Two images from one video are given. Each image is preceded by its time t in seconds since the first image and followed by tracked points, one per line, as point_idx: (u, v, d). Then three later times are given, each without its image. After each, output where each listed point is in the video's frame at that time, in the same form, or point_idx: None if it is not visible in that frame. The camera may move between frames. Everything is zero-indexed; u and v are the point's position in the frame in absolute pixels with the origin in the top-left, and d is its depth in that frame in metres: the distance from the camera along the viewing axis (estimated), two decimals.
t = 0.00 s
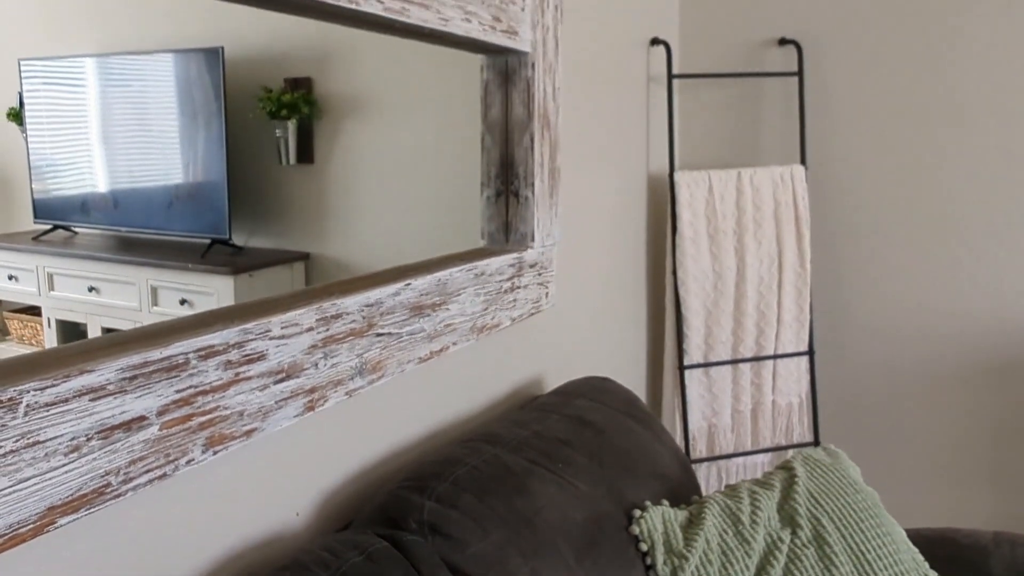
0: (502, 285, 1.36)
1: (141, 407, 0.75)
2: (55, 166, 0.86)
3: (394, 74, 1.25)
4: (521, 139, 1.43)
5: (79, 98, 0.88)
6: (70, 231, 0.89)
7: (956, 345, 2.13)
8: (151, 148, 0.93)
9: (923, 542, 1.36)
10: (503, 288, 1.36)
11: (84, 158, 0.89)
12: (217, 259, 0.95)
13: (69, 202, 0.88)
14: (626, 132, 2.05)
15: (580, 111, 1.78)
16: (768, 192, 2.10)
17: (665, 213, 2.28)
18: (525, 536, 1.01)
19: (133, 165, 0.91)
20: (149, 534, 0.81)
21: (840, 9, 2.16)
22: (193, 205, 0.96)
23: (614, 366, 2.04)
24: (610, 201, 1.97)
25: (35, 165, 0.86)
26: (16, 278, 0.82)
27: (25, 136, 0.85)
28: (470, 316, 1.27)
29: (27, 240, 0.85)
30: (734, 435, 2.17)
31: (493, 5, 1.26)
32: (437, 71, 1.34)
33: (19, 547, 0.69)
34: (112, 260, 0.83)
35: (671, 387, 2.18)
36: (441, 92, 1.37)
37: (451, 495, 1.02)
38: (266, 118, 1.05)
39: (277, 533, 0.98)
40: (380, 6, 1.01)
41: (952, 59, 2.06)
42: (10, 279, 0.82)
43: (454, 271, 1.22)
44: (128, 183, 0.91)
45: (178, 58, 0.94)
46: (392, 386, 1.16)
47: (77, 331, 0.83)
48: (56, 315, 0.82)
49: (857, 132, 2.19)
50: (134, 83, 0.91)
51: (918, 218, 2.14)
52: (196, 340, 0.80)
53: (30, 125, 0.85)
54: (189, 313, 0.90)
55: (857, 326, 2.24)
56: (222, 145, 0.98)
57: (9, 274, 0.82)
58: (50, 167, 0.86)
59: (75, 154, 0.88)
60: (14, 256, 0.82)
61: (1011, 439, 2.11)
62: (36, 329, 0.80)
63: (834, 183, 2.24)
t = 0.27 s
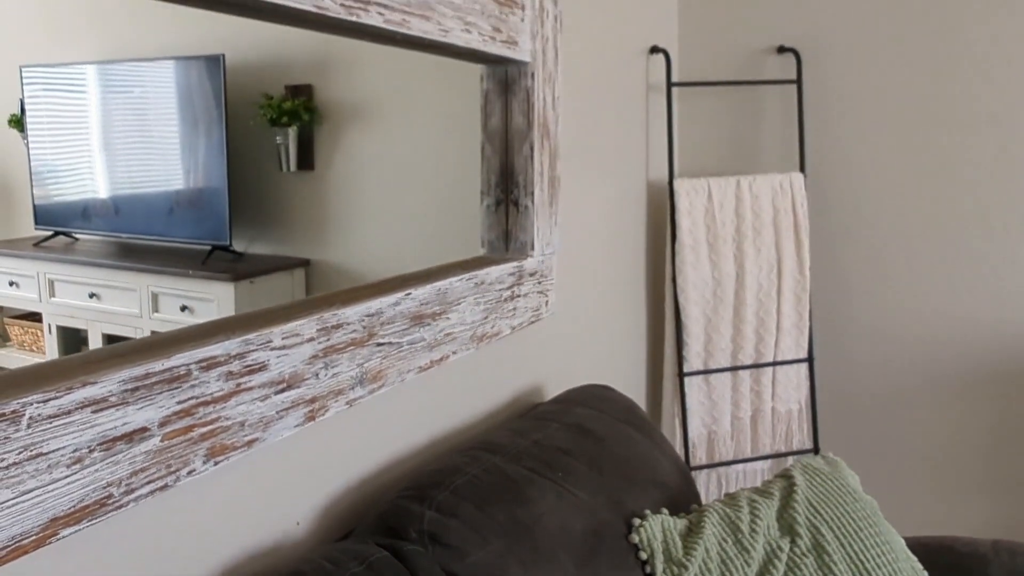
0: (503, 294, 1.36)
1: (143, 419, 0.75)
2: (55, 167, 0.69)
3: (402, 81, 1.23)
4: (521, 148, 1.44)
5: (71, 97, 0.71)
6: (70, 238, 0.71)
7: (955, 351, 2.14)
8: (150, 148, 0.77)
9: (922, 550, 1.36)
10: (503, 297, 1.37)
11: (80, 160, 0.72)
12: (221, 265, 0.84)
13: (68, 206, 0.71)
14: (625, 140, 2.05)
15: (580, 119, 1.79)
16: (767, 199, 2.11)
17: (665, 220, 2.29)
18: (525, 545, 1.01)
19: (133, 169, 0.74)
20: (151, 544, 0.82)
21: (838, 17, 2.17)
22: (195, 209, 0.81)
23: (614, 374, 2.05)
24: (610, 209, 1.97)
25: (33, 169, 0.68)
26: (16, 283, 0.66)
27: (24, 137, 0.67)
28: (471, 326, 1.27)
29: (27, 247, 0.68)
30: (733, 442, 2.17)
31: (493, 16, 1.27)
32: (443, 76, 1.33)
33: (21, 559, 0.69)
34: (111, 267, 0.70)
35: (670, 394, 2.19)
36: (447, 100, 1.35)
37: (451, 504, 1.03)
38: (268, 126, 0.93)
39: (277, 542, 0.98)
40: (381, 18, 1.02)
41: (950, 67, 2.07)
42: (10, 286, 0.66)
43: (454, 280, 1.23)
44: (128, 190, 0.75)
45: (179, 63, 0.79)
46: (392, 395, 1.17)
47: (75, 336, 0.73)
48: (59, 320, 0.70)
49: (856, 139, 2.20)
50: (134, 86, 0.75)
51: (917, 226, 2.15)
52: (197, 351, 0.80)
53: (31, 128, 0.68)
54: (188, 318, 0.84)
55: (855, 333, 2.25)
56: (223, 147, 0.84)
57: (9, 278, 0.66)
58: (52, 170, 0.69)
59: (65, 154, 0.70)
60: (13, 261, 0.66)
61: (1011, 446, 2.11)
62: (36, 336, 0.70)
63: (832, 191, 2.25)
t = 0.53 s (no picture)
0: (503, 303, 1.37)
1: (145, 430, 0.76)
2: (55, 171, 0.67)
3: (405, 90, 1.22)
4: (522, 158, 1.44)
5: (74, 100, 0.68)
6: (71, 244, 0.69)
7: (955, 359, 2.14)
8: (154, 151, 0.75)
9: (923, 560, 1.36)
10: (503, 306, 1.37)
11: (81, 165, 0.69)
12: (222, 272, 0.83)
13: (68, 212, 0.69)
14: (626, 149, 2.06)
15: (581, 128, 1.79)
16: (767, 208, 2.11)
17: (665, 229, 2.30)
18: (525, 555, 1.01)
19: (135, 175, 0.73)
20: (153, 555, 0.82)
21: (838, 27, 2.18)
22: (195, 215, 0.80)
23: (614, 382, 2.05)
24: (610, 218, 1.98)
25: (33, 175, 0.66)
26: (18, 291, 0.66)
27: (25, 145, 0.65)
28: (471, 335, 1.28)
29: (28, 255, 0.66)
30: (734, 450, 2.17)
31: (494, 26, 1.28)
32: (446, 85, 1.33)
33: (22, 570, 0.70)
34: (113, 273, 0.70)
35: (671, 402, 2.19)
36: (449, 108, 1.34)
37: (452, 514, 1.03)
38: (270, 134, 0.90)
39: (278, 552, 0.98)
40: (383, 29, 1.02)
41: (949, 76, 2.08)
42: (11, 293, 0.65)
43: (455, 290, 1.23)
44: (129, 196, 0.73)
45: (180, 68, 0.78)
46: (393, 405, 1.17)
47: (75, 342, 0.72)
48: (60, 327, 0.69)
49: (856, 148, 2.20)
50: (135, 89, 0.72)
51: (916, 234, 2.15)
52: (199, 363, 0.81)
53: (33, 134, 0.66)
54: (189, 326, 0.82)
55: (855, 341, 2.26)
56: (222, 153, 0.83)
57: (9, 286, 0.65)
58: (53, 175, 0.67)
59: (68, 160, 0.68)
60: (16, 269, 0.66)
61: (1012, 454, 2.11)
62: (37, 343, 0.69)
63: (832, 199, 2.25)
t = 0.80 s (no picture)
0: (503, 314, 1.37)
1: (145, 444, 0.76)
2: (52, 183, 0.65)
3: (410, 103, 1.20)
4: (523, 169, 1.44)
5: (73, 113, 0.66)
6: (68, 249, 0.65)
7: (955, 369, 2.14)
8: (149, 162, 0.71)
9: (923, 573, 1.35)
10: (503, 316, 1.38)
11: (84, 173, 0.67)
12: (223, 281, 0.79)
13: (71, 218, 0.66)
14: (626, 160, 2.06)
15: (582, 139, 1.80)
16: (767, 218, 2.12)
17: (665, 239, 2.30)
18: (525, 569, 1.01)
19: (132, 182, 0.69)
20: (152, 569, 0.82)
21: (837, 39, 2.20)
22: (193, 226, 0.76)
23: (615, 392, 2.05)
24: (611, 228, 1.98)
25: (33, 184, 0.64)
26: (17, 299, 0.63)
27: (27, 156, 0.63)
28: (471, 347, 1.28)
29: (29, 264, 0.63)
30: (734, 460, 2.17)
31: (494, 39, 1.28)
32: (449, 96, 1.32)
33: None
34: (114, 281, 0.67)
35: (671, 412, 2.19)
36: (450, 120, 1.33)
37: (452, 527, 1.02)
38: (271, 142, 0.86)
39: (278, 565, 0.98)
40: (384, 43, 1.03)
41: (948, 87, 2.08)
42: (11, 301, 0.62)
43: (455, 302, 1.24)
44: (128, 205, 0.70)
45: (184, 80, 0.75)
46: (393, 417, 1.17)
47: (74, 351, 0.69)
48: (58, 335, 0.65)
49: (855, 158, 2.21)
50: (138, 102, 0.70)
51: (916, 244, 2.15)
52: (200, 377, 0.81)
53: (35, 146, 0.64)
54: (189, 334, 0.78)
55: (855, 352, 2.26)
56: (224, 159, 0.79)
57: (10, 295, 0.62)
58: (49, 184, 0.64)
59: (70, 168, 0.66)
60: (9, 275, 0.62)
61: (1012, 464, 2.10)
62: (37, 351, 0.66)
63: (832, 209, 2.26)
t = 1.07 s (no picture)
0: (504, 325, 1.37)
1: (146, 458, 0.76)
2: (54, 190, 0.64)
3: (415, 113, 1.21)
4: (523, 181, 1.44)
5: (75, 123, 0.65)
6: (73, 261, 0.65)
7: (956, 379, 2.13)
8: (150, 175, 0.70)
9: None
10: (504, 327, 1.38)
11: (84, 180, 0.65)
12: (224, 291, 0.78)
13: (73, 228, 0.65)
14: (627, 170, 2.07)
15: (583, 150, 1.80)
16: (767, 228, 2.12)
17: (665, 249, 2.31)
18: None
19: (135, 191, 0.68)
20: None
21: (836, 49, 2.22)
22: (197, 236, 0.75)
23: (615, 402, 2.05)
24: (611, 238, 1.99)
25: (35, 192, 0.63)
26: (19, 307, 0.63)
27: (30, 165, 0.63)
28: (472, 358, 1.28)
29: (31, 271, 0.64)
30: (735, 470, 2.16)
31: (495, 51, 1.28)
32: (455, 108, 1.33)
33: None
34: (114, 290, 0.66)
35: (671, 422, 2.19)
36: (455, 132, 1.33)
37: (452, 539, 1.02)
38: (272, 152, 0.86)
39: None
40: (385, 56, 1.03)
41: (948, 98, 2.09)
42: (12, 309, 0.62)
43: (456, 313, 1.24)
44: (130, 213, 0.68)
45: (186, 89, 0.75)
46: (394, 429, 1.17)
47: (74, 359, 0.68)
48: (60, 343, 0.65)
49: (855, 168, 2.22)
50: (140, 111, 0.69)
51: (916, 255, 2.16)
52: (200, 390, 0.81)
53: (36, 154, 0.63)
54: (190, 343, 0.77)
55: (855, 362, 2.27)
56: (224, 172, 0.78)
57: (10, 303, 0.62)
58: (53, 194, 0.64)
59: (69, 172, 0.65)
60: (15, 285, 0.63)
61: (1014, 475, 2.10)
62: (37, 359, 0.65)
63: (832, 219, 2.27)
